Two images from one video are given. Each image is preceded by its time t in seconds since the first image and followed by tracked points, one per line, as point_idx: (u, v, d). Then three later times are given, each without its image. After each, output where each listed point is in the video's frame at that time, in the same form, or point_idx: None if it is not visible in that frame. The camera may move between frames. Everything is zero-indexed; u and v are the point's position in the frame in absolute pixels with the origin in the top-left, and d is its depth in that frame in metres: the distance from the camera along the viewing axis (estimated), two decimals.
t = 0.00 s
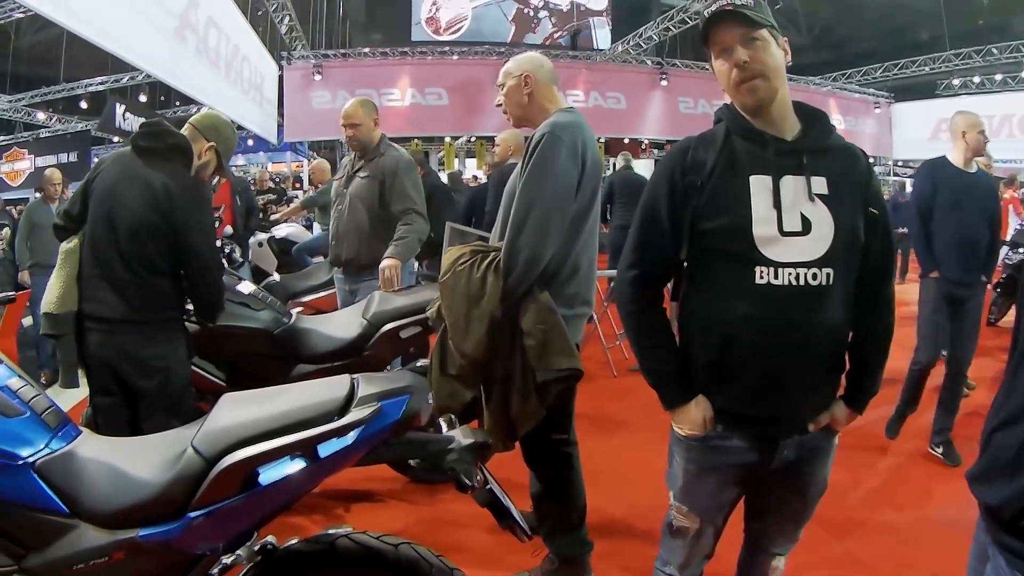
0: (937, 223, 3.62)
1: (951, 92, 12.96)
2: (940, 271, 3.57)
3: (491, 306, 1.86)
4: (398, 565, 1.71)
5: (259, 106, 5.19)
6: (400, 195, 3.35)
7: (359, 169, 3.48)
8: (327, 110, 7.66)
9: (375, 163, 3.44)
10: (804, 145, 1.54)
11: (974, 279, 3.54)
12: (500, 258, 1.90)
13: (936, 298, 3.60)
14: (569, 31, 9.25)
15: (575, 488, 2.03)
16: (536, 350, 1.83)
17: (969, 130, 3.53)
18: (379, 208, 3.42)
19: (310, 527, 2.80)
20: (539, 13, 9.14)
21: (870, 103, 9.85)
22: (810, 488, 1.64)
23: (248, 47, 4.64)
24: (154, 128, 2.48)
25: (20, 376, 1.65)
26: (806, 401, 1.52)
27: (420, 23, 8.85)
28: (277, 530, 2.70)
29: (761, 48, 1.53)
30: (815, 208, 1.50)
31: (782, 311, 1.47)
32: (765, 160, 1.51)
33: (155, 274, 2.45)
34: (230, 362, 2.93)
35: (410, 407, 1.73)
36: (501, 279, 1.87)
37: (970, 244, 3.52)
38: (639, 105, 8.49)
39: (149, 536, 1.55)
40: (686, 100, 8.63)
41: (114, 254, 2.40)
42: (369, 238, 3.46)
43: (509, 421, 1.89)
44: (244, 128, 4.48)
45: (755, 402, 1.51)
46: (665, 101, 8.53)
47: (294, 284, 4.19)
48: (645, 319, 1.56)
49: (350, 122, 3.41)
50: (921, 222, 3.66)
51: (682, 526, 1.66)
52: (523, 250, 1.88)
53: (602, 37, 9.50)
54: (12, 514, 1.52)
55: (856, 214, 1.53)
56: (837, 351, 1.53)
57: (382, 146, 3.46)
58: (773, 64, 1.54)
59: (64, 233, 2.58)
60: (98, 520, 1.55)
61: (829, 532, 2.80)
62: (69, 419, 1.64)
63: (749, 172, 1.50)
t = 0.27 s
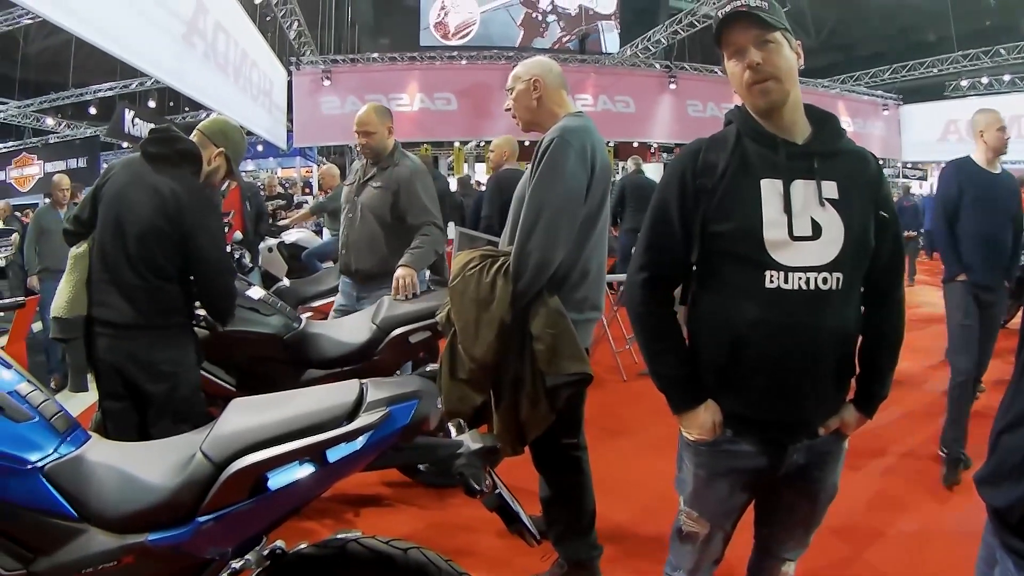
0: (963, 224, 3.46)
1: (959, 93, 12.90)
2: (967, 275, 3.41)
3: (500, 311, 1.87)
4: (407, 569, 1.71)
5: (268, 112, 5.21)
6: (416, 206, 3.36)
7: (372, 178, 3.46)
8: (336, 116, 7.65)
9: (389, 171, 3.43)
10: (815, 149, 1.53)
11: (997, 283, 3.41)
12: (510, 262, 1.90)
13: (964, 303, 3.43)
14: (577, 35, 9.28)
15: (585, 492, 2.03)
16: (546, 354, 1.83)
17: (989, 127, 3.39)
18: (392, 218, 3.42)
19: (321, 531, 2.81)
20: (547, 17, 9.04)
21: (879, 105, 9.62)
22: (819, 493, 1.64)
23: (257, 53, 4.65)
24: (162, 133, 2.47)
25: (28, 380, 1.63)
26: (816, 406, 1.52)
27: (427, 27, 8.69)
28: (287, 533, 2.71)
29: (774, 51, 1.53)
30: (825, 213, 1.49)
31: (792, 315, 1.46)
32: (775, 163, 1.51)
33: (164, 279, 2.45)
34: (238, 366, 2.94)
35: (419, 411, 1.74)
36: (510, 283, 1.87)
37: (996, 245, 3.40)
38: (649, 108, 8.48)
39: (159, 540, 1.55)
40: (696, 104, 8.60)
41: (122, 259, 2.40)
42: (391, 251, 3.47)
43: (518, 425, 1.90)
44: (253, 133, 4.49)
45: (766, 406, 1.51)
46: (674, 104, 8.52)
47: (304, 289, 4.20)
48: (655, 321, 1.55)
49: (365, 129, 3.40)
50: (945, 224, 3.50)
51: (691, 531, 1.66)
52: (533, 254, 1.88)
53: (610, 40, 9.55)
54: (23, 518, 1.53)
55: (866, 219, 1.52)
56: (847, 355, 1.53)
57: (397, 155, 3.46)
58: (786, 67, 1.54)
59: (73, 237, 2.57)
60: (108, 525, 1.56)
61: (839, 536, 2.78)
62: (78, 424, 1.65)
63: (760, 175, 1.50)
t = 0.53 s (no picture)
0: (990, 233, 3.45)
1: (965, 95, 12.90)
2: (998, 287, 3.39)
3: (508, 315, 1.86)
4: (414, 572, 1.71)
5: (275, 116, 5.24)
6: (426, 211, 3.36)
7: (381, 184, 3.46)
8: (343, 120, 7.73)
9: (398, 176, 3.44)
10: (821, 152, 1.52)
11: None
12: (517, 266, 1.90)
13: (992, 316, 3.39)
14: (583, 39, 9.37)
15: (591, 496, 2.02)
16: (553, 358, 1.82)
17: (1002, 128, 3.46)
18: (402, 224, 3.44)
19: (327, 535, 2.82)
20: (554, 21, 9.28)
21: (885, 107, 10.29)
22: (824, 496, 1.63)
23: (264, 58, 4.68)
24: (172, 138, 2.51)
25: (36, 384, 1.64)
26: (820, 409, 1.52)
27: (434, 32, 9.24)
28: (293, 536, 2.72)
29: (783, 54, 1.53)
30: (830, 216, 1.49)
31: (797, 317, 1.46)
32: (780, 166, 1.50)
33: (174, 283, 2.46)
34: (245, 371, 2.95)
35: (427, 417, 1.75)
36: (518, 287, 1.87)
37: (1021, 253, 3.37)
38: (655, 112, 8.54)
39: (165, 544, 1.55)
40: (702, 106, 8.70)
41: (132, 262, 2.42)
42: (400, 252, 3.48)
43: (525, 429, 1.89)
44: (260, 138, 4.52)
45: (770, 409, 1.50)
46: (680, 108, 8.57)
47: (311, 293, 4.21)
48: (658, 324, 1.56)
49: (373, 135, 3.40)
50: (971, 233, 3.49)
51: (693, 534, 1.66)
52: (540, 258, 1.88)
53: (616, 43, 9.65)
54: (30, 522, 1.53)
55: (871, 223, 1.52)
56: (851, 359, 1.53)
57: (405, 159, 3.46)
58: (795, 71, 1.54)
59: (81, 242, 2.59)
60: (114, 529, 1.56)
61: (845, 539, 2.78)
62: (85, 428, 1.65)
63: (765, 178, 1.50)
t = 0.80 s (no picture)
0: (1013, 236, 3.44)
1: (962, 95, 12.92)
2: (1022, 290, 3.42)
3: (505, 318, 1.86)
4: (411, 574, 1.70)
5: (274, 120, 5.26)
6: (426, 213, 3.39)
7: (378, 188, 3.45)
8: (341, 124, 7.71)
9: (395, 179, 3.45)
10: (813, 150, 1.53)
11: None
12: (513, 269, 1.90)
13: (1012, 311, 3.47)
14: (579, 40, 9.55)
15: (590, 497, 2.02)
16: (550, 360, 1.82)
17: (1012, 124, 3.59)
18: (402, 226, 3.45)
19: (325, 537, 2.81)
20: (550, 22, 9.41)
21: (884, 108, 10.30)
22: (820, 498, 1.63)
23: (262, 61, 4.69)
24: (174, 141, 2.52)
25: (34, 388, 1.63)
26: (815, 409, 1.51)
27: (432, 34, 9.15)
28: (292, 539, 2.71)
29: (774, 55, 1.54)
30: (823, 213, 1.49)
31: (790, 316, 1.46)
32: (773, 165, 1.51)
33: (176, 285, 2.46)
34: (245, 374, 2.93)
35: (420, 419, 1.74)
36: (514, 289, 1.87)
37: None
38: (654, 113, 8.57)
39: (163, 547, 1.55)
40: (700, 106, 8.74)
41: (134, 264, 2.41)
42: (400, 254, 3.48)
43: (523, 432, 1.89)
44: (258, 142, 4.52)
45: (764, 408, 1.50)
46: (678, 109, 8.62)
47: (310, 296, 4.20)
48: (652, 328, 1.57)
49: (368, 139, 3.41)
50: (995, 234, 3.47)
51: (689, 535, 1.66)
52: (538, 260, 1.87)
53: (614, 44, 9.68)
54: (30, 526, 1.52)
55: (865, 221, 1.51)
56: (847, 359, 1.52)
57: (400, 162, 3.48)
58: (785, 71, 1.55)
59: (80, 246, 2.58)
60: (113, 532, 1.55)
61: (843, 540, 2.78)
62: (83, 431, 1.65)
63: (757, 178, 1.50)
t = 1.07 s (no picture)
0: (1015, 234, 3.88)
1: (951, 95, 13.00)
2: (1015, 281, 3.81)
3: (491, 321, 1.85)
4: None
5: (262, 123, 5.27)
6: (412, 216, 3.40)
7: (366, 191, 3.46)
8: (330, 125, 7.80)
9: (382, 181, 3.46)
10: (795, 151, 1.55)
11: None
12: (500, 271, 1.90)
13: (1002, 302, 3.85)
14: (568, 43, 9.29)
15: (578, 499, 2.03)
16: (537, 362, 1.82)
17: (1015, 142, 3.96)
18: (388, 230, 3.45)
19: (314, 539, 2.80)
20: (538, 24, 9.17)
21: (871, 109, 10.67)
22: (807, 500, 1.65)
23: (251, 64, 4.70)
24: (172, 144, 2.53)
25: (22, 390, 1.63)
26: (800, 411, 1.52)
27: (421, 36, 8.85)
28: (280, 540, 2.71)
29: (758, 58, 1.54)
30: (805, 212, 1.50)
31: (774, 316, 1.46)
32: (754, 165, 1.53)
33: (172, 286, 2.47)
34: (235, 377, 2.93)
35: (407, 420, 1.75)
36: (501, 292, 1.87)
37: None
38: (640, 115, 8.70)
39: (152, 549, 1.55)
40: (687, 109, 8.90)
41: (131, 265, 2.42)
42: (387, 257, 3.48)
43: (510, 433, 1.89)
44: (247, 145, 4.52)
45: (747, 409, 1.51)
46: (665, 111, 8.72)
47: (297, 299, 4.22)
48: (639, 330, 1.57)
49: (355, 140, 3.42)
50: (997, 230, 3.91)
51: (676, 537, 1.69)
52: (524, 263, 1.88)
53: (602, 47, 9.51)
54: (18, 528, 1.52)
55: (850, 221, 1.52)
56: (834, 361, 1.52)
57: (387, 164, 3.49)
58: (770, 75, 1.55)
59: (72, 246, 2.56)
60: (100, 534, 1.55)
61: (832, 538, 2.81)
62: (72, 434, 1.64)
63: (739, 179, 1.52)
